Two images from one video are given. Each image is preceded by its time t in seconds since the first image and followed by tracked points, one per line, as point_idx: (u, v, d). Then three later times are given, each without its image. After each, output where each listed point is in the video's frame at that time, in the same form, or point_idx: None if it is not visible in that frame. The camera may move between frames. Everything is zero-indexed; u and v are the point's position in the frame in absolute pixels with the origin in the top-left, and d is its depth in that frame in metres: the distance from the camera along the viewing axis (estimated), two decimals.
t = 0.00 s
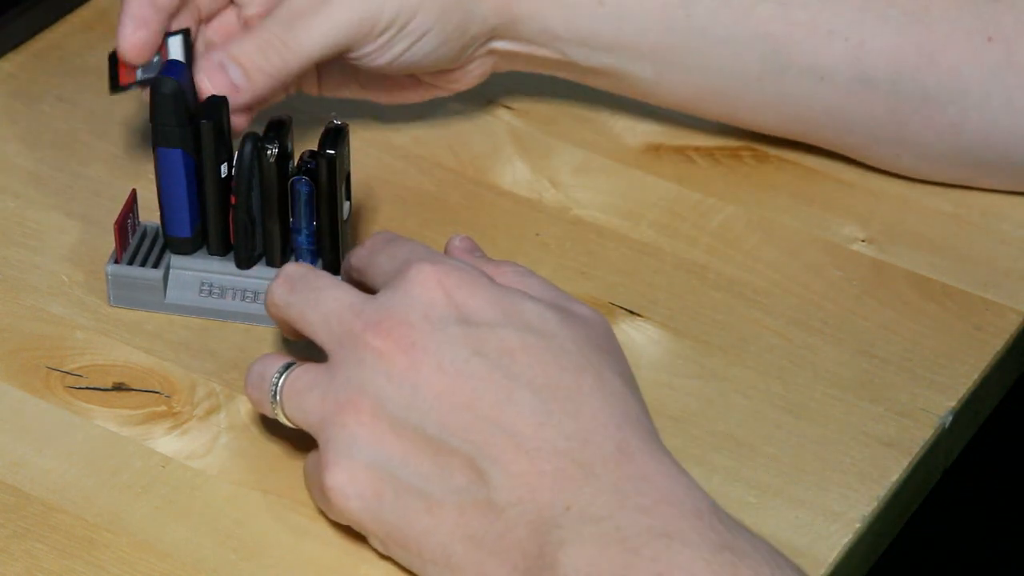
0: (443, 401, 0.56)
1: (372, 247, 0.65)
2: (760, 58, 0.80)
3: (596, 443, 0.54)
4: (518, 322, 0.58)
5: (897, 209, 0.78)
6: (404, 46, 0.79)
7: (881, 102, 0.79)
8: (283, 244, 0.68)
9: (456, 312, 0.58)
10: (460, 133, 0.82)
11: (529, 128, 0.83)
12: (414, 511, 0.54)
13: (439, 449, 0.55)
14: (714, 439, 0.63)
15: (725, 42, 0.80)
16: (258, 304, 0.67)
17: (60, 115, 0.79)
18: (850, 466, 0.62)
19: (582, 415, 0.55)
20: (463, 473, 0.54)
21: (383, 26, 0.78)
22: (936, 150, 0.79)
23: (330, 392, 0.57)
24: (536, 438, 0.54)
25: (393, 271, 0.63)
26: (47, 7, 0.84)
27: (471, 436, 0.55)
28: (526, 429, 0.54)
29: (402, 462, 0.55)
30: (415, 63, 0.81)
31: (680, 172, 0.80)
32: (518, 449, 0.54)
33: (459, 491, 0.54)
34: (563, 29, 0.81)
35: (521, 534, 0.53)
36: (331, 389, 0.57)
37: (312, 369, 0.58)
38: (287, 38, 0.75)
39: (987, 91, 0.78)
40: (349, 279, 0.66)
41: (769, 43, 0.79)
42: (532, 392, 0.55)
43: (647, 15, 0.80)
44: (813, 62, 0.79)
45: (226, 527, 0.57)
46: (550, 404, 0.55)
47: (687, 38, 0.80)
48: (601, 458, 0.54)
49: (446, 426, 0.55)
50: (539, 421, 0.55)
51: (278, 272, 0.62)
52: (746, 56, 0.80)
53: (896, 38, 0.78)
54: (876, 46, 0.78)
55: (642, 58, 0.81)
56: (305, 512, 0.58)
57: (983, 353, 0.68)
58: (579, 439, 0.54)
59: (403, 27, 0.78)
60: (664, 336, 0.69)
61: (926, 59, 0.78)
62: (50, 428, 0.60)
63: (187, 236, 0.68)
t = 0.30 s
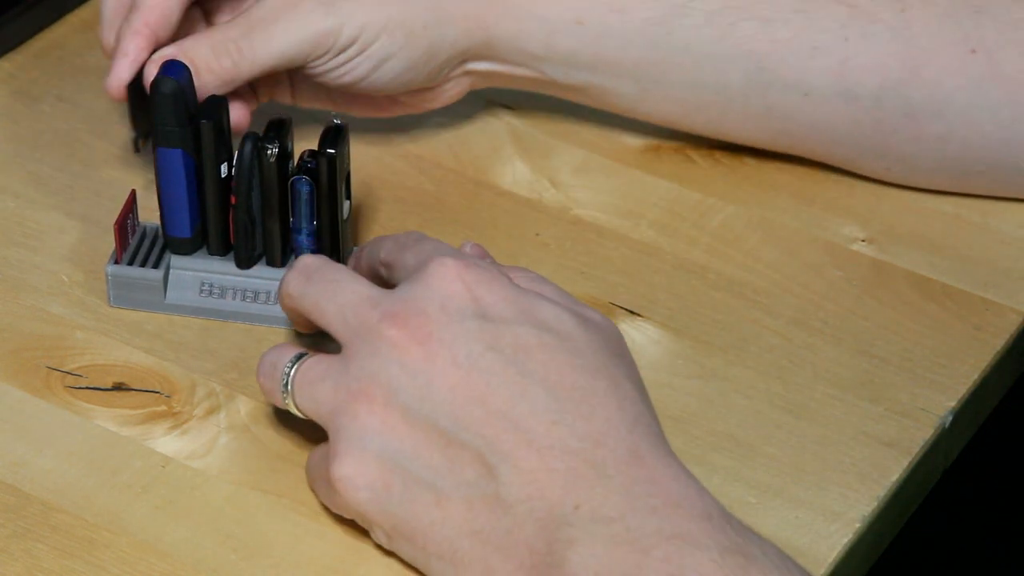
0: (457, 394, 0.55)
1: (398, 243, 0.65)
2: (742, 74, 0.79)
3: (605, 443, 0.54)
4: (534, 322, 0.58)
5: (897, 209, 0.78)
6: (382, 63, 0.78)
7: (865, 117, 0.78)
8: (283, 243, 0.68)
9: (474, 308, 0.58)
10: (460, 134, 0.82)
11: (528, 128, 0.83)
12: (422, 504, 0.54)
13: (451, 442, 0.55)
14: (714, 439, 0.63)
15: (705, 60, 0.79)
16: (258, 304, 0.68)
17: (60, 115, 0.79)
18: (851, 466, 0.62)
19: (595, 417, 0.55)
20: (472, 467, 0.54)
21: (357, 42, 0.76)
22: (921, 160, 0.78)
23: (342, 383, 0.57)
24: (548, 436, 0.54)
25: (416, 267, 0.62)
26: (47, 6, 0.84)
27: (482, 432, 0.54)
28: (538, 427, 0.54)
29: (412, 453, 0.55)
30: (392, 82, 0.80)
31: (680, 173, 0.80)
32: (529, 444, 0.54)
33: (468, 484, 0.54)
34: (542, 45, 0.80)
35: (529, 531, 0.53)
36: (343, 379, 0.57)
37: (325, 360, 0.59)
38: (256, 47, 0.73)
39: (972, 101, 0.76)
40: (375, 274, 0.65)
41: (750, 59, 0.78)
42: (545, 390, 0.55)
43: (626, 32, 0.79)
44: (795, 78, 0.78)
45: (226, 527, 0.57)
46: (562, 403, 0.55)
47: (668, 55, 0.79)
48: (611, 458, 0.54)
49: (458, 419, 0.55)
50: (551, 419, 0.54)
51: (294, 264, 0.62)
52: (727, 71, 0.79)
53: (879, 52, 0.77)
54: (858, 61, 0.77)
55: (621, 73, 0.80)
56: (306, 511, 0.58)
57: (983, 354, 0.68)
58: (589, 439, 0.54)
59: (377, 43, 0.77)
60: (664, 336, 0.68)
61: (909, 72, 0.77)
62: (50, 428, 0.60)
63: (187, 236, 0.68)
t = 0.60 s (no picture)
0: (453, 394, 0.55)
1: (387, 244, 0.64)
2: (720, 100, 0.78)
3: (603, 438, 0.54)
4: (527, 321, 0.58)
5: (897, 209, 0.78)
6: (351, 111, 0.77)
7: (848, 140, 0.77)
8: (276, 246, 0.68)
9: (468, 309, 0.58)
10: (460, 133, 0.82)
11: (528, 129, 0.83)
12: (420, 505, 0.54)
13: (448, 442, 0.55)
14: (714, 439, 0.63)
15: (682, 87, 0.79)
16: (256, 309, 0.67)
17: (60, 115, 0.79)
18: (850, 466, 0.62)
19: (591, 410, 0.55)
20: (470, 466, 0.54)
21: (324, 95, 0.75)
22: (906, 175, 0.78)
23: (338, 387, 0.57)
24: (545, 433, 0.54)
25: (406, 272, 0.62)
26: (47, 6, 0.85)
27: (479, 430, 0.55)
28: (535, 424, 0.54)
29: (408, 455, 0.55)
30: (361, 130, 0.78)
31: (680, 173, 0.80)
32: (527, 442, 0.54)
33: (467, 483, 0.54)
34: (517, 75, 0.79)
35: (528, 528, 0.53)
36: (339, 384, 0.57)
37: (318, 365, 0.59)
38: (218, 95, 0.72)
39: (955, 113, 0.76)
40: (367, 275, 0.65)
41: (728, 86, 0.78)
42: (540, 387, 0.55)
43: (602, 57, 0.78)
44: (773, 104, 0.78)
45: (227, 527, 0.57)
46: (558, 400, 0.55)
47: (647, 85, 0.79)
48: (609, 455, 0.54)
49: (455, 419, 0.55)
50: (547, 416, 0.55)
51: (283, 271, 0.61)
52: (705, 100, 0.79)
53: (855, 78, 0.77)
54: (835, 88, 0.77)
55: (598, 102, 0.79)
56: (307, 511, 0.58)
57: (982, 353, 0.68)
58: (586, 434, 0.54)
59: (343, 96, 0.75)
60: (664, 336, 0.68)
61: (887, 92, 0.76)
62: (49, 428, 0.60)
63: (178, 245, 0.68)
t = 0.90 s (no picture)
0: (449, 394, 0.55)
1: (379, 244, 0.64)
2: (710, 103, 0.78)
3: (601, 437, 0.54)
4: (522, 321, 0.58)
5: (897, 209, 0.78)
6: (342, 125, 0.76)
7: (839, 142, 0.77)
8: (273, 247, 0.68)
9: (462, 309, 0.58)
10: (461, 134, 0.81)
11: (528, 129, 0.83)
12: (419, 506, 0.54)
13: (445, 443, 0.55)
14: (714, 439, 0.63)
15: (672, 93, 0.79)
16: (252, 308, 0.67)
17: (60, 115, 0.79)
18: (850, 466, 0.62)
19: (587, 410, 0.55)
20: (468, 467, 0.54)
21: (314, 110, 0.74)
22: (900, 175, 0.78)
23: (334, 389, 0.57)
24: (542, 432, 0.54)
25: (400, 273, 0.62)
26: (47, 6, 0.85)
27: (477, 431, 0.55)
28: (532, 424, 0.55)
29: (405, 456, 0.55)
30: (350, 146, 0.77)
31: (680, 173, 0.80)
32: (524, 442, 0.54)
33: (464, 484, 0.54)
34: (508, 80, 0.78)
35: (528, 527, 0.53)
36: (335, 386, 0.57)
37: (315, 366, 0.58)
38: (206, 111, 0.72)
39: (945, 114, 0.76)
40: (359, 275, 0.65)
41: (719, 92, 0.78)
42: (537, 387, 0.56)
43: (591, 63, 0.78)
44: (764, 107, 0.78)
45: (227, 527, 0.57)
46: (554, 400, 0.55)
47: (636, 91, 0.79)
48: (608, 455, 0.54)
49: (452, 419, 0.55)
50: (543, 416, 0.55)
51: (292, 275, 0.62)
52: (696, 104, 0.79)
53: (844, 81, 0.77)
54: (825, 92, 0.77)
55: (590, 106, 0.79)
56: (307, 511, 0.58)
57: (982, 354, 0.68)
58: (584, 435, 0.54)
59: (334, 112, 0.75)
60: (664, 336, 0.68)
61: (878, 93, 0.76)
62: (49, 428, 0.60)
63: (176, 243, 0.68)
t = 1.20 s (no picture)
0: (453, 392, 0.55)
1: (383, 244, 0.64)
2: (715, 99, 0.79)
3: (602, 436, 0.54)
4: (526, 320, 0.58)
5: (898, 209, 0.78)
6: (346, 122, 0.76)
7: (841, 137, 0.78)
8: (273, 247, 0.68)
9: (466, 307, 0.58)
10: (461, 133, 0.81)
11: (529, 129, 0.83)
12: (422, 503, 0.54)
13: (447, 440, 0.55)
14: (714, 439, 0.63)
15: (678, 88, 0.79)
16: (252, 308, 0.67)
17: (60, 115, 0.78)
18: (850, 466, 0.62)
19: (590, 408, 0.55)
20: (471, 465, 0.54)
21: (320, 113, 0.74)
22: (899, 174, 0.78)
23: (336, 386, 0.57)
24: (544, 430, 0.54)
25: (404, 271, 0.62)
26: (47, 7, 0.84)
27: (480, 428, 0.55)
28: (536, 421, 0.55)
29: (409, 453, 0.55)
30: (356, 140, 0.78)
31: (680, 173, 0.80)
32: (527, 440, 0.54)
33: (467, 481, 0.54)
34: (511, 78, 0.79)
35: (529, 526, 0.53)
36: (338, 384, 0.57)
37: (318, 364, 0.58)
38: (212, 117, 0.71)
39: (946, 113, 0.76)
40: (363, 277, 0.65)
41: (726, 85, 0.78)
42: (540, 386, 0.56)
43: (599, 57, 0.78)
44: (768, 102, 0.78)
45: (227, 527, 0.57)
46: (558, 398, 0.55)
47: (642, 87, 0.79)
48: (610, 453, 0.54)
49: (455, 416, 0.55)
50: (546, 412, 0.55)
51: (304, 279, 0.62)
52: (702, 98, 0.79)
53: (849, 77, 0.77)
54: (829, 88, 0.77)
55: (595, 99, 0.79)
56: (307, 511, 0.58)
57: (982, 354, 0.68)
58: (587, 433, 0.54)
59: (341, 112, 0.75)
60: (663, 336, 0.68)
61: (881, 90, 0.77)
62: (49, 428, 0.60)
63: (176, 243, 0.68)
